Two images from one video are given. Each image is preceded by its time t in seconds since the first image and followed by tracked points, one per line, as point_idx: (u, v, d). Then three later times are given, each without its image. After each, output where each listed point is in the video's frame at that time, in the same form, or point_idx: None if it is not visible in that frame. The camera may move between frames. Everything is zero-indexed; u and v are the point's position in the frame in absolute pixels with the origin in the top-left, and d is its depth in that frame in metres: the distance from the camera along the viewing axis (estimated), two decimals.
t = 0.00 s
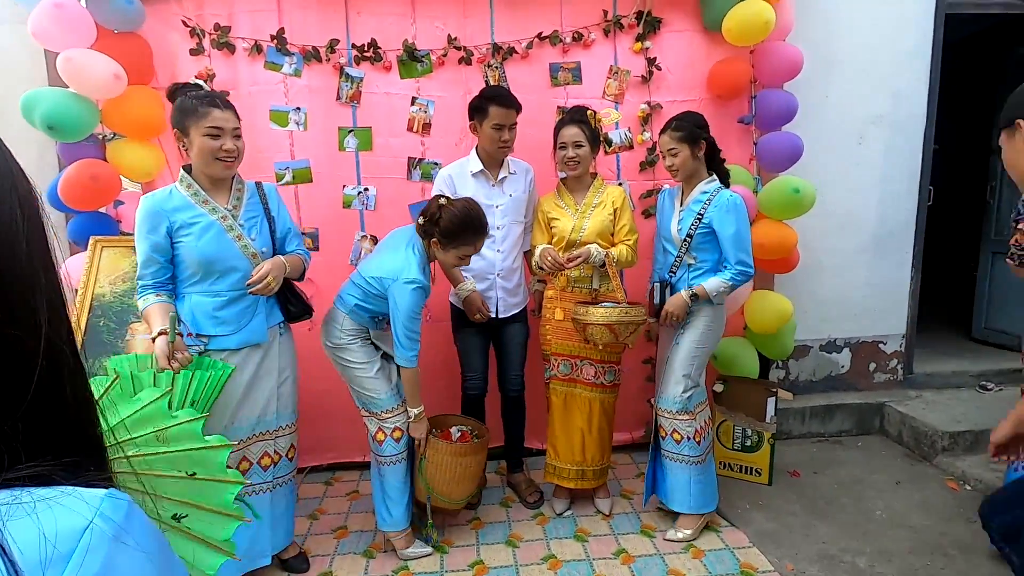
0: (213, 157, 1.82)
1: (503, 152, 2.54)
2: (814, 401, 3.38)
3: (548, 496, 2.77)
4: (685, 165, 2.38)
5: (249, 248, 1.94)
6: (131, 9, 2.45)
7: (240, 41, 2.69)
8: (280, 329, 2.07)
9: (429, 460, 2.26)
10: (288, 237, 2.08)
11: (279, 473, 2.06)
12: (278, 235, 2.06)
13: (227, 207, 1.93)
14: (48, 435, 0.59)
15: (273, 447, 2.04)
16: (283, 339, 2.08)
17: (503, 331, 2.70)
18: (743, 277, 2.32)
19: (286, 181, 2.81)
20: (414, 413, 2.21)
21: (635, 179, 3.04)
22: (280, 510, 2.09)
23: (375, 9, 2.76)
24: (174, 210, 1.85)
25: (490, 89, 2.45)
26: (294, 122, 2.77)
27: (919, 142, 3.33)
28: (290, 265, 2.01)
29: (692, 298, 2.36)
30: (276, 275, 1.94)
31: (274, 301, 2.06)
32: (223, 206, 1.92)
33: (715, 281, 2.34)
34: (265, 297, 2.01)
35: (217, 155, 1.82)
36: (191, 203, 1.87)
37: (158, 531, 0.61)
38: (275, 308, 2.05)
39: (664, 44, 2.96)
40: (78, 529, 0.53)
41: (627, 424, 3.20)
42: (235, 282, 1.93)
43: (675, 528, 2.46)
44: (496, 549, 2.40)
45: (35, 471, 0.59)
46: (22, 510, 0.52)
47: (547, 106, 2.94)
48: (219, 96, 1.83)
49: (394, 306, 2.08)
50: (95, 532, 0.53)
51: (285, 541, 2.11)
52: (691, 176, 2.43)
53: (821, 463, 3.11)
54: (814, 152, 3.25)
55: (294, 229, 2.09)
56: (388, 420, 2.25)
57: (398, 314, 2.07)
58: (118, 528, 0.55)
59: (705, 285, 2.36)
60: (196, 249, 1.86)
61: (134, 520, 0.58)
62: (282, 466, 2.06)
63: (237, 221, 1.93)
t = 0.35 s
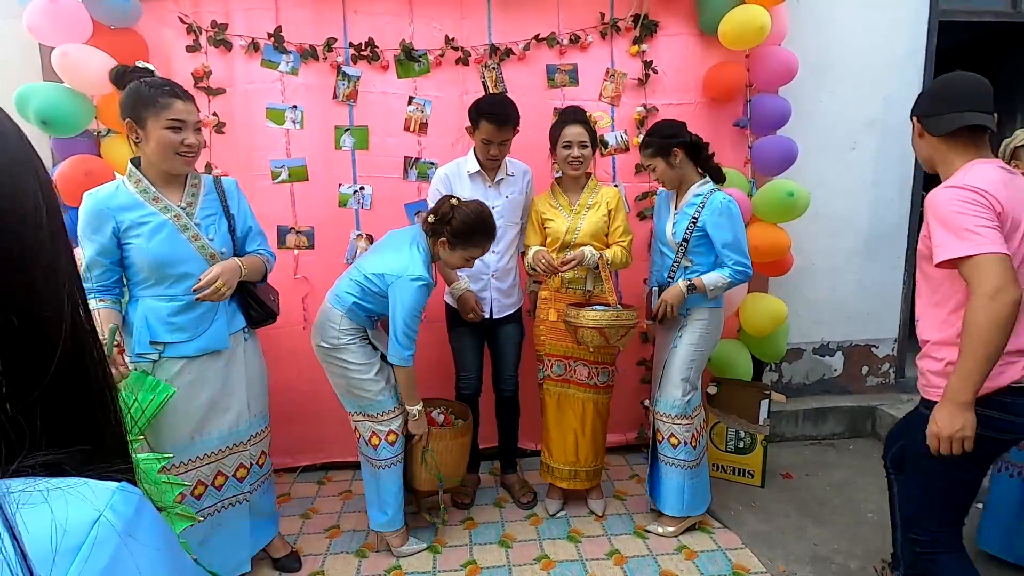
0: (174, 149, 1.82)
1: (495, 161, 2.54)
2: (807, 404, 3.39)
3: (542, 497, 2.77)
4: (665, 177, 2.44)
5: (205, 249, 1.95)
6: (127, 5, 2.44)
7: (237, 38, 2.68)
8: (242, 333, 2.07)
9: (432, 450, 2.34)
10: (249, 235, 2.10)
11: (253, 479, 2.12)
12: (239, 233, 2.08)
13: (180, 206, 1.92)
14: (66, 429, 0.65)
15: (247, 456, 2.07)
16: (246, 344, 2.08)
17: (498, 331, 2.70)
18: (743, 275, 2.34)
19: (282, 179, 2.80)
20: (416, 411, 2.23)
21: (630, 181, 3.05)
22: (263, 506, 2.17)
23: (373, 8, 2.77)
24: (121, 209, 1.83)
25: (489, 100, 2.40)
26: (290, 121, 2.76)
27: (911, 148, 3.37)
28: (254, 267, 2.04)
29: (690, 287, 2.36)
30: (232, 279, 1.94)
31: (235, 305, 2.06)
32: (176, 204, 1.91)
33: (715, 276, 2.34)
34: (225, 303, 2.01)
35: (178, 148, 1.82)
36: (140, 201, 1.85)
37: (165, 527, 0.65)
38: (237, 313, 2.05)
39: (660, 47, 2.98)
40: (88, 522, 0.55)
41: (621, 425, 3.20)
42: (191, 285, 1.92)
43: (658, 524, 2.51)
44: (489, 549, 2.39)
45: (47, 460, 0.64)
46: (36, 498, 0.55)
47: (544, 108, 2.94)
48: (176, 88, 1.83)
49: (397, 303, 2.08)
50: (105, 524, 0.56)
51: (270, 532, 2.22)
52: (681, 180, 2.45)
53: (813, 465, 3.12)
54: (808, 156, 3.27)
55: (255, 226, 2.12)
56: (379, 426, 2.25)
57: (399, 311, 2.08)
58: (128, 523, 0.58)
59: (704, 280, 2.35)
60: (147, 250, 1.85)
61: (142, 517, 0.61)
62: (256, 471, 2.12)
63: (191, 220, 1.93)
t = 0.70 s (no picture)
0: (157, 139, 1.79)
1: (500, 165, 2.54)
2: (805, 405, 3.40)
3: (541, 497, 2.76)
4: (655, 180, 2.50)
5: (186, 247, 1.92)
6: None
7: (236, 33, 2.66)
8: (219, 335, 2.04)
9: (426, 442, 2.34)
10: (223, 234, 2.10)
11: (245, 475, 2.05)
12: (213, 232, 2.07)
13: (158, 201, 1.89)
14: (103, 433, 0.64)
15: (239, 455, 1.98)
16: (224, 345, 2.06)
17: (497, 330, 2.69)
18: (749, 268, 2.28)
19: (281, 176, 2.78)
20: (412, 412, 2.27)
21: (630, 181, 3.05)
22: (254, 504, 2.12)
23: (374, 5, 2.75)
24: (95, 204, 1.77)
25: (496, 106, 2.35)
26: (290, 117, 2.75)
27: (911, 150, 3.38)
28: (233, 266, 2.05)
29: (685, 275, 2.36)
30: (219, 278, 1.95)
31: (212, 308, 2.04)
32: (154, 200, 1.87)
33: (714, 266, 2.30)
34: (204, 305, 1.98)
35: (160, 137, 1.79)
36: (116, 195, 1.80)
37: (197, 540, 0.67)
38: (215, 315, 2.03)
39: (662, 47, 2.98)
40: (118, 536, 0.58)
41: (620, 425, 3.20)
42: (172, 285, 1.89)
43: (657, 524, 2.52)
44: (488, 549, 2.38)
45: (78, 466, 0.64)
46: (70, 506, 0.58)
47: (545, 107, 2.94)
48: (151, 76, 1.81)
49: (401, 313, 2.06)
50: (133, 543, 0.58)
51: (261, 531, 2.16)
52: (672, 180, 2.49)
53: (810, 465, 3.12)
54: (807, 157, 3.28)
55: (229, 226, 2.12)
56: (367, 425, 2.24)
57: (402, 317, 2.06)
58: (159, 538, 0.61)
59: (703, 268, 2.33)
60: (127, 246, 1.79)
61: (172, 529, 0.63)
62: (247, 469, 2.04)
63: (171, 217, 1.90)
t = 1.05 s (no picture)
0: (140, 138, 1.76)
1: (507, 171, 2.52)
2: (799, 404, 3.42)
3: (538, 499, 2.75)
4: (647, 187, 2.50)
5: (170, 250, 1.87)
6: None
7: (230, 32, 2.62)
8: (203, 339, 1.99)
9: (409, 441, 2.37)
10: (208, 236, 2.06)
11: (234, 490, 1.96)
12: (198, 235, 2.03)
13: (140, 202, 1.85)
14: (128, 451, 0.65)
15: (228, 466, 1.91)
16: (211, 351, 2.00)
17: (494, 331, 2.67)
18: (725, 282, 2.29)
19: (275, 176, 2.75)
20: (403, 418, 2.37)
21: (627, 182, 3.05)
22: (246, 517, 2.02)
23: (370, 4, 2.73)
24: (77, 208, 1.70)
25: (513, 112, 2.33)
26: (284, 117, 2.72)
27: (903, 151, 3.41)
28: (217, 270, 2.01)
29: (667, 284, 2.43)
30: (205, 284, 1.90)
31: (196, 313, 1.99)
32: (136, 201, 1.83)
33: (689, 273, 2.34)
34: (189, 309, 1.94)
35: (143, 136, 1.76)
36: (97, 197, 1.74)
37: (238, 560, 0.67)
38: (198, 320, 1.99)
39: (658, 48, 2.98)
40: (157, 558, 0.58)
41: (616, 426, 3.20)
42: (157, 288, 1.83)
43: (655, 525, 2.51)
44: (487, 552, 2.37)
45: (113, 485, 0.64)
46: (110, 527, 0.58)
47: (542, 107, 2.93)
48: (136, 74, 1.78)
49: (394, 336, 2.09)
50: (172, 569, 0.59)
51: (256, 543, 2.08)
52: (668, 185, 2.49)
53: (805, 465, 3.14)
54: (801, 159, 3.30)
55: (213, 228, 2.07)
56: (372, 419, 2.23)
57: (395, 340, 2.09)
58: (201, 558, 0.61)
59: (678, 275, 2.38)
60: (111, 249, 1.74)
61: (212, 549, 0.64)
62: (236, 482, 1.96)
63: (153, 220, 1.85)
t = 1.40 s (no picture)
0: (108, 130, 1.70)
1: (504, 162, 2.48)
2: (795, 400, 3.43)
3: (536, 496, 2.74)
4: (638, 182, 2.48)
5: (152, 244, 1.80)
6: None
7: (222, 25, 2.59)
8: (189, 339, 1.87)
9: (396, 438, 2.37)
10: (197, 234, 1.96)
11: (232, 496, 1.83)
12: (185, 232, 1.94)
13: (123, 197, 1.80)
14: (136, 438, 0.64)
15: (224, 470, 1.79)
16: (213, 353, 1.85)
17: (491, 327, 2.66)
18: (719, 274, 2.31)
19: (269, 172, 2.71)
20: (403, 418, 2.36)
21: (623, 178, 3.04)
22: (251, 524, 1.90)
23: None
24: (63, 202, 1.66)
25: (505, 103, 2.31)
26: (278, 112, 2.68)
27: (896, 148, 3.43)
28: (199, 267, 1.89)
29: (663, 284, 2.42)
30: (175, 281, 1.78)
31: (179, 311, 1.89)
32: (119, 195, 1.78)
33: (684, 271, 2.35)
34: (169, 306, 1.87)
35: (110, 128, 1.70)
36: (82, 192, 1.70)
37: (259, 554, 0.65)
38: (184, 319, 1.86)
39: (653, 44, 2.97)
40: (178, 548, 0.57)
41: (613, 423, 3.19)
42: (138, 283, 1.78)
43: (655, 521, 2.51)
44: (485, 550, 2.35)
45: (128, 470, 0.64)
46: (130, 516, 0.57)
47: (537, 103, 2.92)
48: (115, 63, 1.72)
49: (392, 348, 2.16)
50: (195, 554, 0.57)
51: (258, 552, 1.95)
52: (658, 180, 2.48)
53: (802, 460, 3.15)
54: (796, 155, 3.31)
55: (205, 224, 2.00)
56: (370, 413, 2.20)
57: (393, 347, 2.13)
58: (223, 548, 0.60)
59: (674, 274, 2.38)
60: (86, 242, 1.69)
61: (232, 536, 0.62)
62: (236, 488, 1.82)
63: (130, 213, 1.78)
